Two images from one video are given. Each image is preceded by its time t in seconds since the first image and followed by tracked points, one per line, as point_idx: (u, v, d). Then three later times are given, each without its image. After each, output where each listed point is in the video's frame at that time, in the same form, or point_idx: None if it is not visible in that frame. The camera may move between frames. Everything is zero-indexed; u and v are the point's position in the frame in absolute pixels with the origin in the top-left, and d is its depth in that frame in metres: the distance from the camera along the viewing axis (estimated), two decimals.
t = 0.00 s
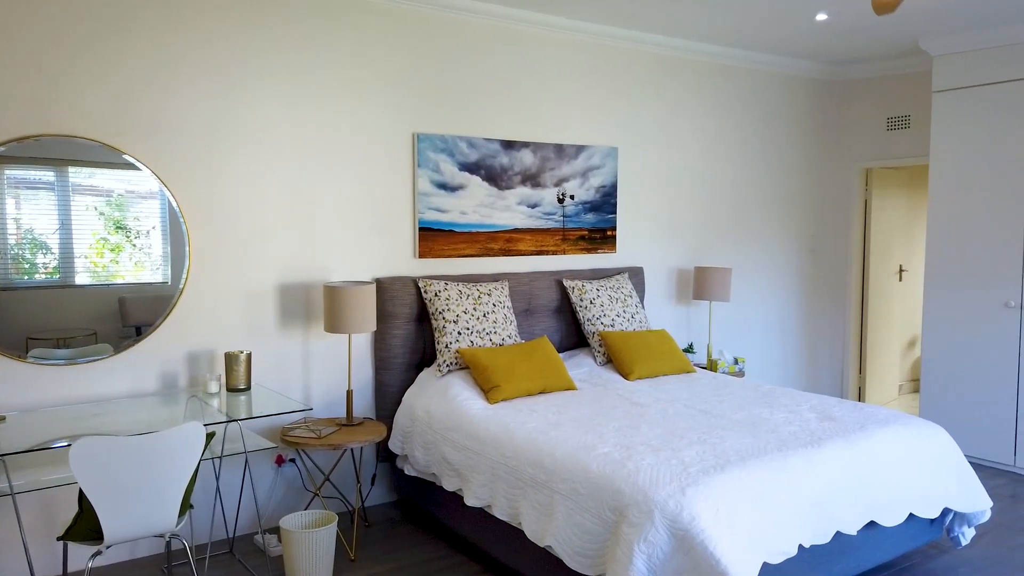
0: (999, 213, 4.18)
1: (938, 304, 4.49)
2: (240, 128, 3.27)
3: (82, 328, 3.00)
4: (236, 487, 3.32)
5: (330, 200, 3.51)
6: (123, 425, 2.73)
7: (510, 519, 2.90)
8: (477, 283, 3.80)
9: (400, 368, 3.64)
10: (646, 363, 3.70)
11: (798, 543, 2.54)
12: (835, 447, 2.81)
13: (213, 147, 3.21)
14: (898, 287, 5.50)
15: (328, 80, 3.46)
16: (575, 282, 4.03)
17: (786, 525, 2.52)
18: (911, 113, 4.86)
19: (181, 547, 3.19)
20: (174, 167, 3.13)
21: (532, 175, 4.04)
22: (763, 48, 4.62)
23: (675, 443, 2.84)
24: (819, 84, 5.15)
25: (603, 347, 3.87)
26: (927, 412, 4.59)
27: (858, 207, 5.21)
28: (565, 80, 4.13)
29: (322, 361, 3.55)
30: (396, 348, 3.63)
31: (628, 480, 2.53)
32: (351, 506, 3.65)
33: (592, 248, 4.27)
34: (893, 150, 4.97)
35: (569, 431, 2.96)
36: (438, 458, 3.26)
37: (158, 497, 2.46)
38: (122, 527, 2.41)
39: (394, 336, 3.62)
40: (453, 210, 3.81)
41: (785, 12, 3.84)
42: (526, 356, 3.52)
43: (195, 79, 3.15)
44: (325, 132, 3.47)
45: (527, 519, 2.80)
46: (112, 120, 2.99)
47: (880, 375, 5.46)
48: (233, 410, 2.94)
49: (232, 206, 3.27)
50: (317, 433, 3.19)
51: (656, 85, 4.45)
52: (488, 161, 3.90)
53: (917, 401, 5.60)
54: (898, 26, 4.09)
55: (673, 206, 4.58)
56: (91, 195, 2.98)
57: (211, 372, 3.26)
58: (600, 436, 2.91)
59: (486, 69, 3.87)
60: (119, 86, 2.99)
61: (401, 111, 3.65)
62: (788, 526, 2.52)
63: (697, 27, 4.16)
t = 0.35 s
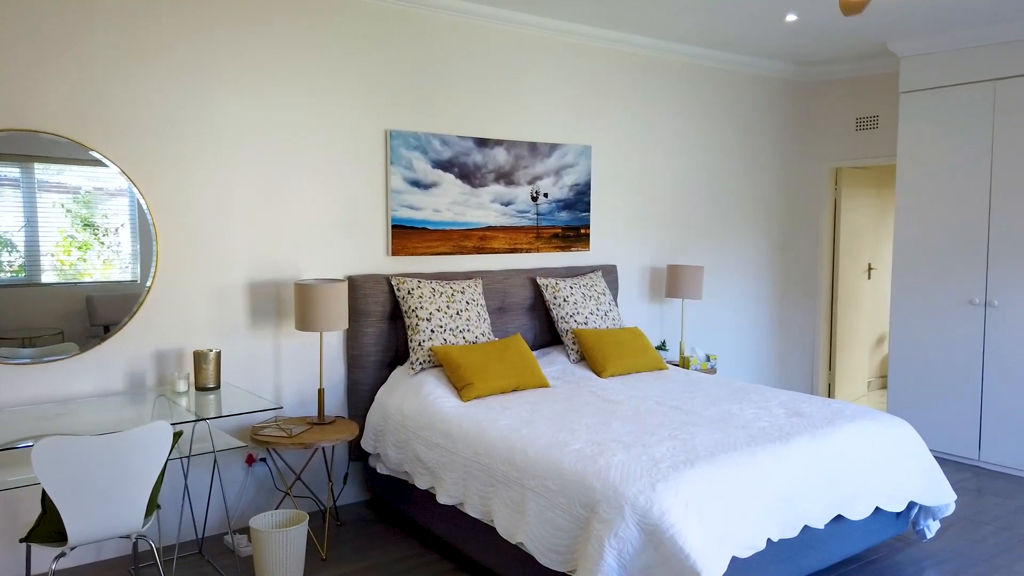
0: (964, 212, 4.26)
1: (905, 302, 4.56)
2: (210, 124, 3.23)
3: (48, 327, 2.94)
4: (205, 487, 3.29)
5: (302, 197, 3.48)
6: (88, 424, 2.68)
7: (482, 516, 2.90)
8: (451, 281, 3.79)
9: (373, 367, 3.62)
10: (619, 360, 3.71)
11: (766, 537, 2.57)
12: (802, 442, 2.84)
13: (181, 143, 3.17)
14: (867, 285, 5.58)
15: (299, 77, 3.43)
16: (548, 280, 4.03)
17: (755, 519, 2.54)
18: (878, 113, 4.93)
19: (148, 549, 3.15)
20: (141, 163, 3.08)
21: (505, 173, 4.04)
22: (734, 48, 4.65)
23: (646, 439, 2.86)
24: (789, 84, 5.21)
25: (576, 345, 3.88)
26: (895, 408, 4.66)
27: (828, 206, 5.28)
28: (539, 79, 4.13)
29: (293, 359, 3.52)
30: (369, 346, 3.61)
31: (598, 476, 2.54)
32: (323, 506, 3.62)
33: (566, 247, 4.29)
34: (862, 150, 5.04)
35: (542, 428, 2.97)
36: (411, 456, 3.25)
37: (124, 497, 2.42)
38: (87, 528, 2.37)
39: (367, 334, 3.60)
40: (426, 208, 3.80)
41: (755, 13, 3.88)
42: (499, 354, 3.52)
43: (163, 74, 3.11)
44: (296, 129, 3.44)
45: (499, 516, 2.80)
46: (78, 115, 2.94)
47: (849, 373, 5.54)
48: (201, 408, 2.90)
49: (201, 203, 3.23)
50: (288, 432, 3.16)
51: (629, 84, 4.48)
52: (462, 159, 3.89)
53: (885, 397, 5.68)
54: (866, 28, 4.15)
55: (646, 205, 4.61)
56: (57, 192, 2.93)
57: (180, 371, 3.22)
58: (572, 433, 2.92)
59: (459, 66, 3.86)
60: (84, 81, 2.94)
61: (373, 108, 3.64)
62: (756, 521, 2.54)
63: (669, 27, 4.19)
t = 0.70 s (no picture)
0: (922, 208, 4.35)
1: (866, 296, 4.65)
2: (171, 116, 3.17)
3: (5, 323, 2.86)
4: (167, 485, 3.24)
5: (265, 191, 3.44)
6: (44, 422, 2.63)
7: (448, 511, 2.90)
8: (418, 276, 3.78)
9: (339, 362, 3.60)
10: (585, 354, 3.74)
11: (728, 528, 2.60)
12: (764, 434, 2.89)
13: (141, 135, 3.11)
14: (829, 280, 5.68)
15: (262, 69, 3.38)
16: (516, 275, 4.04)
17: (716, 510, 2.58)
18: (840, 111, 5.02)
19: (107, 548, 3.09)
20: (100, 156, 3.02)
21: (472, 167, 4.03)
22: (700, 45, 4.70)
23: (611, 432, 2.88)
24: (754, 81, 5.27)
25: (543, 339, 3.89)
26: (856, 401, 4.76)
27: (791, 202, 5.36)
28: (506, 73, 4.13)
29: (257, 355, 3.48)
30: (334, 341, 3.58)
31: (563, 469, 2.55)
32: (287, 503, 3.59)
33: (534, 241, 4.29)
34: (824, 147, 5.12)
35: (508, 422, 2.97)
36: (376, 451, 3.24)
37: (81, 496, 2.37)
38: (42, 527, 2.32)
39: (332, 329, 3.58)
40: (393, 202, 3.78)
41: (719, 10, 3.92)
42: (466, 348, 3.52)
43: (122, 65, 3.04)
44: (259, 122, 3.40)
45: (465, 511, 2.79)
46: (33, 105, 2.86)
47: (812, 366, 5.63)
48: (162, 405, 2.86)
49: (162, 196, 3.18)
50: (252, 428, 3.12)
51: (596, 80, 4.50)
52: (429, 153, 3.87)
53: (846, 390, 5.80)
54: (828, 26, 4.22)
55: (613, 200, 4.63)
56: (13, 186, 2.85)
57: (140, 368, 3.16)
58: (538, 426, 2.93)
59: (425, 60, 3.85)
60: (40, 70, 2.86)
61: (338, 101, 3.60)
62: (718, 512, 2.58)
63: (635, 23, 4.21)
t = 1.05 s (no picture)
0: (881, 203, 4.44)
1: (828, 290, 4.73)
2: (130, 106, 3.11)
3: None
4: (126, 481, 3.18)
5: (228, 183, 3.39)
6: None
7: (413, 504, 2.89)
8: (384, 269, 3.75)
9: (304, 356, 3.57)
10: (552, 347, 3.75)
11: (690, 518, 2.63)
12: (725, 425, 2.93)
13: (99, 125, 3.04)
14: (792, 274, 5.77)
15: (224, 58, 3.33)
16: (483, 269, 4.04)
17: (679, 500, 2.61)
18: (803, 107, 5.10)
19: (65, 547, 3.03)
20: (56, 146, 2.95)
21: (439, 160, 4.01)
22: (667, 41, 4.73)
23: (576, 425, 2.89)
24: (720, 77, 5.33)
25: (510, 333, 3.90)
26: (817, 392, 4.85)
27: (756, 197, 5.43)
28: (473, 66, 4.12)
29: (219, 350, 3.43)
30: (299, 335, 3.55)
31: (528, 462, 2.56)
32: (251, 498, 3.55)
33: (501, 235, 4.30)
34: (788, 143, 5.20)
35: (473, 416, 2.97)
36: (341, 446, 3.22)
37: (37, 494, 2.32)
38: None
39: (297, 323, 3.54)
40: (358, 195, 3.75)
41: (684, 7, 3.95)
42: (432, 342, 3.51)
43: (79, 53, 2.97)
44: (221, 113, 3.34)
45: (430, 504, 2.79)
46: None
47: (775, 359, 5.73)
48: (121, 400, 2.80)
49: (122, 188, 3.11)
50: (214, 423, 3.08)
51: (563, 74, 4.50)
52: (395, 146, 3.85)
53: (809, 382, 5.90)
54: (792, 24, 4.28)
55: (580, 194, 4.65)
56: None
57: (98, 363, 3.10)
58: (503, 420, 2.93)
59: (391, 52, 3.82)
60: None
61: (303, 92, 3.56)
62: (680, 502, 2.61)
63: (602, 18, 4.23)
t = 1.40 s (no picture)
0: (832, 197, 4.55)
1: (781, 283, 4.83)
2: (75, 96, 3.02)
3: None
4: (73, 481, 3.10)
5: (178, 175, 3.32)
6: None
7: (369, 499, 2.87)
8: (340, 263, 3.72)
9: (258, 351, 3.51)
10: (510, 341, 3.76)
11: (645, 507, 2.67)
12: (679, 415, 2.97)
13: (42, 115, 2.95)
14: (747, 267, 5.88)
15: (173, 47, 3.25)
16: (441, 263, 4.03)
17: (633, 490, 2.64)
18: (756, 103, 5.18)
19: (8, 549, 2.94)
20: None
21: (396, 153, 3.99)
22: (624, 36, 4.77)
23: (532, 417, 2.90)
24: (676, 73, 5.39)
25: (468, 326, 3.90)
26: (771, 383, 4.95)
27: (711, 191, 5.51)
28: (430, 59, 4.10)
29: (170, 345, 3.37)
30: (253, 330, 3.50)
31: (484, 454, 2.56)
32: (204, 496, 3.49)
33: (460, 229, 4.29)
34: (742, 138, 5.28)
35: (430, 409, 2.96)
36: (297, 442, 3.18)
37: None
38: None
39: (251, 317, 3.49)
40: (314, 187, 3.71)
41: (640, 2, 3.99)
42: (389, 336, 3.49)
43: (20, 40, 2.87)
44: (171, 104, 3.27)
45: (386, 498, 2.78)
46: None
47: (730, 350, 5.83)
48: (67, 397, 2.73)
49: (67, 180, 3.03)
50: (165, 420, 3.02)
51: (521, 68, 4.51)
52: (351, 138, 3.81)
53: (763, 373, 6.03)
54: (745, 21, 4.35)
55: (539, 188, 4.67)
56: None
57: (43, 360, 3.01)
58: (460, 413, 2.93)
59: (347, 43, 3.78)
60: None
61: (255, 83, 3.50)
62: (635, 492, 2.64)
63: (559, 12, 4.24)
